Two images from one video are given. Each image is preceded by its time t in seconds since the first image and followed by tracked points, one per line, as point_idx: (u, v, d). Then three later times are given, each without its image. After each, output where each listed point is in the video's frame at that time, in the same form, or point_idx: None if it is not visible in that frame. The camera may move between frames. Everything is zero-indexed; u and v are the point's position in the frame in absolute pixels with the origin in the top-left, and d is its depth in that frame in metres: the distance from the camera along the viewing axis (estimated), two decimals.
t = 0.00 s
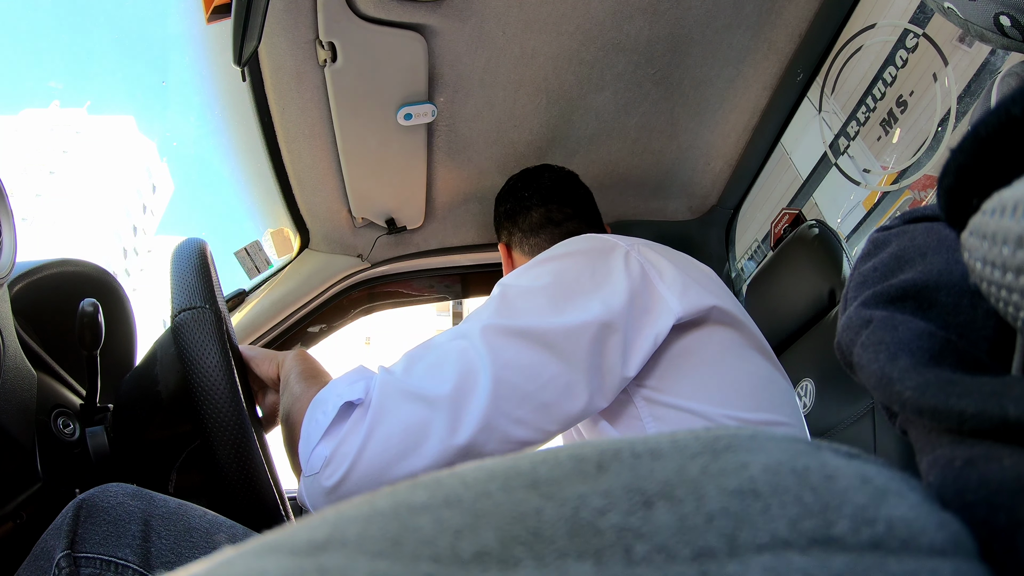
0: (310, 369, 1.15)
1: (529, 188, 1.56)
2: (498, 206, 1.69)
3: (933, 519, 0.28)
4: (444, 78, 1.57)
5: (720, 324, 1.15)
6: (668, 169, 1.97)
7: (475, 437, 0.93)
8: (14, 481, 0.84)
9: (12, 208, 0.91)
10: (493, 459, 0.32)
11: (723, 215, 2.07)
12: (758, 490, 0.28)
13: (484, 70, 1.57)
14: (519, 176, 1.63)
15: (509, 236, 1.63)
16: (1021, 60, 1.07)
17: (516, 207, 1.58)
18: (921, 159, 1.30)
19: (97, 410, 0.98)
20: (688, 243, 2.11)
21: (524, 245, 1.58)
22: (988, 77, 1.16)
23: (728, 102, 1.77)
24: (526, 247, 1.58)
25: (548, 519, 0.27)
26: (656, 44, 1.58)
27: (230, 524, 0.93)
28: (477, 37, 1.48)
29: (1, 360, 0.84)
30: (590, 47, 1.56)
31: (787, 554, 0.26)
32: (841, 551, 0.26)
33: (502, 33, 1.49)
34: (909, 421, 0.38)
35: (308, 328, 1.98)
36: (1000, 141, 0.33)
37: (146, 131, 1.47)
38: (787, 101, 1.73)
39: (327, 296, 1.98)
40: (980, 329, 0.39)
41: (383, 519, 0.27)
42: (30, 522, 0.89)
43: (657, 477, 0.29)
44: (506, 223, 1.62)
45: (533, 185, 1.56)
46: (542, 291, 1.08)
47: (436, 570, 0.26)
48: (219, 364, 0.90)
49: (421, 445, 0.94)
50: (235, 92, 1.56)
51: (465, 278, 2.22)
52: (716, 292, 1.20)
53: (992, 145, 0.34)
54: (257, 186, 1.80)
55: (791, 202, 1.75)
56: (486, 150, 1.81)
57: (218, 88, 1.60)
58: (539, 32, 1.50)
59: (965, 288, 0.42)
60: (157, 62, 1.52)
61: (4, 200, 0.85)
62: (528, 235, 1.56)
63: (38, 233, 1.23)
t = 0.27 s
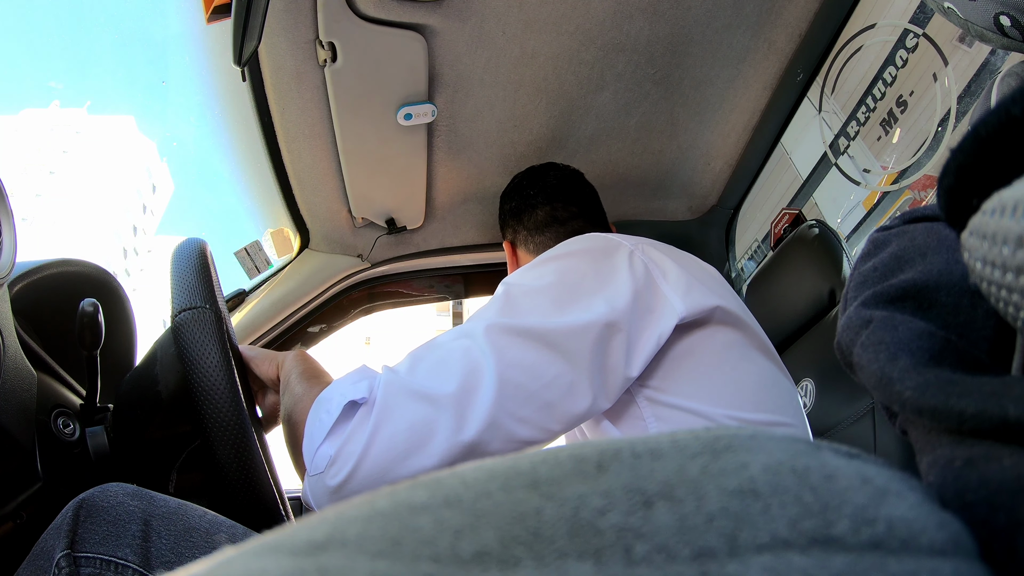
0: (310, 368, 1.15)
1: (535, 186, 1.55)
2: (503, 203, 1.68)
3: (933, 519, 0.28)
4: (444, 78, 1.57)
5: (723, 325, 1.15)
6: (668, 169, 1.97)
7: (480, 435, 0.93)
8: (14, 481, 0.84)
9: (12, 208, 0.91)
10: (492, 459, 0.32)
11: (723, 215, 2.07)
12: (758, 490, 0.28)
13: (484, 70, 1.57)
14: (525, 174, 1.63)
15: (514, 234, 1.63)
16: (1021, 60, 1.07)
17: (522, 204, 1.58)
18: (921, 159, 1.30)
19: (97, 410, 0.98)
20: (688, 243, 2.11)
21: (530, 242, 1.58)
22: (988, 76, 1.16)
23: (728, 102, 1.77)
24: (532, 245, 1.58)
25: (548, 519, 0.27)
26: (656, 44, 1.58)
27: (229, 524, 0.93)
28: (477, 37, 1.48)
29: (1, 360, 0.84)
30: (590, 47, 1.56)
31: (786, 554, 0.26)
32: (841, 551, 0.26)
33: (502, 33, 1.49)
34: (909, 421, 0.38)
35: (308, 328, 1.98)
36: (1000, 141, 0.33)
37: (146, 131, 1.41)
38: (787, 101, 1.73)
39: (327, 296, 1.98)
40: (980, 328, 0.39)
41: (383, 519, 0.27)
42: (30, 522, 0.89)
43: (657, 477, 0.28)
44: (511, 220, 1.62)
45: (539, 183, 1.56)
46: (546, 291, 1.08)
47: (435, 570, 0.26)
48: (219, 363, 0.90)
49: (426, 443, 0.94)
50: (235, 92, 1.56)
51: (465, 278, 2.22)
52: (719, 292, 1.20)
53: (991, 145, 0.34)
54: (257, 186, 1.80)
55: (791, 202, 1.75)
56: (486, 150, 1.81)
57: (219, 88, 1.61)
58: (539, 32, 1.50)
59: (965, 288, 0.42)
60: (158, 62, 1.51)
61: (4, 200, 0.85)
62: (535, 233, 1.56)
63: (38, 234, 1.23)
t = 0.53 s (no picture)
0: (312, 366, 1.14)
1: (570, 174, 1.55)
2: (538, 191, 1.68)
3: (933, 519, 0.27)
4: (444, 78, 1.57)
5: (746, 325, 1.15)
6: (668, 169, 1.97)
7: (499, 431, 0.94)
8: (14, 482, 0.84)
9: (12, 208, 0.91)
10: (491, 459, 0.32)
11: (723, 215, 2.07)
12: (758, 490, 0.28)
13: (484, 70, 1.57)
14: (561, 162, 1.63)
15: (546, 220, 1.63)
16: (1021, 60, 1.07)
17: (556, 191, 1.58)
18: (921, 159, 1.30)
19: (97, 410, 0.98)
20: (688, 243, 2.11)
21: (561, 231, 1.58)
22: (988, 76, 1.16)
23: (728, 102, 1.77)
24: (563, 232, 1.58)
25: (548, 519, 0.27)
26: (656, 44, 1.58)
27: (229, 525, 0.93)
28: (477, 37, 1.48)
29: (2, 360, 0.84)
30: (590, 47, 1.56)
31: (786, 553, 0.26)
32: (842, 551, 0.26)
33: (502, 33, 1.49)
34: (909, 421, 0.38)
35: (308, 328, 1.98)
36: (1000, 141, 0.33)
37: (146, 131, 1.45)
38: (787, 101, 1.73)
39: (328, 296, 1.98)
40: (980, 328, 0.39)
41: (383, 519, 0.27)
42: (30, 522, 0.89)
43: (657, 477, 0.28)
44: (543, 206, 1.62)
45: (576, 173, 1.55)
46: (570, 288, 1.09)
47: (435, 570, 0.26)
48: (220, 363, 0.90)
49: (449, 439, 0.95)
50: (235, 92, 1.56)
51: (465, 277, 2.22)
52: (742, 293, 1.20)
53: (992, 144, 0.34)
54: (257, 186, 1.81)
55: (791, 201, 1.75)
56: (486, 150, 1.81)
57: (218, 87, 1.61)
58: (539, 32, 1.50)
59: (965, 288, 0.42)
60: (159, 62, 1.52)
61: (4, 200, 0.85)
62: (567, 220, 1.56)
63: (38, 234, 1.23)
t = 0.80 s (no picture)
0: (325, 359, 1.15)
1: (628, 166, 1.55)
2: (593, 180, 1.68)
3: (933, 519, 0.27)
4: (444, 78, 1.57)
5: (782, 326, 1.15)
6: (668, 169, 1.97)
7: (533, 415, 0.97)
8: (15, 482, 0.84)
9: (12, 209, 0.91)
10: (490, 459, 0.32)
11: (723, 215, 2.08)
12: (758, 490, 0.28)
13: (484, 70, 1.57)
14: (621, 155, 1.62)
15: (598, 208, 1.63)
16: (1021, 60, 1.07)
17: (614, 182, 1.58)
18: (921, 159, 1.30)
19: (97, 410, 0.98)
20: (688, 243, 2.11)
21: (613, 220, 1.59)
22: (989, 76, 1.16)
23: (729, 102, 1.77)
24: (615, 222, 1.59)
25: (548, 519, 0.27)
26: (656, 44, 1.58)
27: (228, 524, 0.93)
28: (477, 37, 1.48)
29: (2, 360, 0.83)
30: (590, 47, 1.56)
31: (786, 553, 0.27)
32: (842, 551, 0.26)
33: (502, 33, 1.48)
34: (909, 421, 0.38)
35: (308, 328, 1.98)
36: (1000, 141, 0.33)
37: (147, 130, 1.46)
38: (787, 101, 1.73)
39: (327, 296, 1.98)
40: (980, 328, 0.39)
41: (383, 519, 0.27)
42: (30, 522, 0.89)
43: (657, 477, 0.28)
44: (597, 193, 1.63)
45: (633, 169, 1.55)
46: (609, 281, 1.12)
47: (436, 570, 0.26)
48: (220, 363, 0.90)
49: (485, 420, 0.98)
50: (235, 92, 1.56)
51: (466, 277, 2.22)
52: (776, 294, 1.20)
53: (992, 144, 0.34)
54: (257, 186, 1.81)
55: (791, 201, 1.75)
56: (486, 150, 1.81)
57: (218, 88, 1.61)
58: (539, 32, 1.50)
59: (965, 288, 0.42)
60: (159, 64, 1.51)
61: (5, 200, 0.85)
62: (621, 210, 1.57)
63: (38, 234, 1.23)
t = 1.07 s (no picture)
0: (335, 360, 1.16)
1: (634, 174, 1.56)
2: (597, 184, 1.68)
3: (932, 519, 0.28)
4: (444, 78, 1.57)
5: (792, 327, 1.15)
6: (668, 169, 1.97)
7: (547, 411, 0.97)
8: (15, 482, 0.84)
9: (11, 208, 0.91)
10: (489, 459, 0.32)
11: (723, 215, 2.07)
12: (758, 490, 0.28)
13: (484, 70, 1.57)
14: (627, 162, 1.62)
15: (604, 214, 1.63)
16: (1021, 60, 1.07)
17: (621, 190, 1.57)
18: (921, 159, 1.30)
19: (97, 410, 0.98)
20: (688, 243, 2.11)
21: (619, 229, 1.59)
22: (989, 76, 1.16)
23: (729, 102, 1.77)
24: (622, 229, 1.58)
25: (548, 519, 0.27)
26: (656, 44, 1.58)
27: (226, 523, 0.94)
28: (477, 36, 1.48)
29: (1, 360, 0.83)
30: (590, 47, 1.56)
31: (786, 553, 0.26)
32: (841, 551, 0.26)
33: (502, 33, 1.48)
34: (909, 421, 0.38)
35: (308, 328, 1.97)
36: (1000, 140, 0.33)
37: (146, 131, 1.47)
38: (787, 101, 1.73)
39: (327, 296, 1.98)
40: (981, 328, 0.39)
41: (383, 519, 0.27)
42: (30, 523, 0.89)
43: (657, 477, 0.28)
44: (603, 199, 1.62)
45: (645, 175, 1.55)
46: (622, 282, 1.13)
47: (436, 570, 0.26)
48: (219, 363, 0.90)
49: (503, 419, 0.98)
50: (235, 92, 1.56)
51: (466, 277, 2.22)
52: (783, 295, 1.20)
53: (992, 144, 0.34)
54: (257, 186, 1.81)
55: (791, 201, 1.75)
56: (486, 150, 1.81)
57: (218, 88, 1.61)
58: (539, 32, 1.50)
59: (965, 288, 0.42)
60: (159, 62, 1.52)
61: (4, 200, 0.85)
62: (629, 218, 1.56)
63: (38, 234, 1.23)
